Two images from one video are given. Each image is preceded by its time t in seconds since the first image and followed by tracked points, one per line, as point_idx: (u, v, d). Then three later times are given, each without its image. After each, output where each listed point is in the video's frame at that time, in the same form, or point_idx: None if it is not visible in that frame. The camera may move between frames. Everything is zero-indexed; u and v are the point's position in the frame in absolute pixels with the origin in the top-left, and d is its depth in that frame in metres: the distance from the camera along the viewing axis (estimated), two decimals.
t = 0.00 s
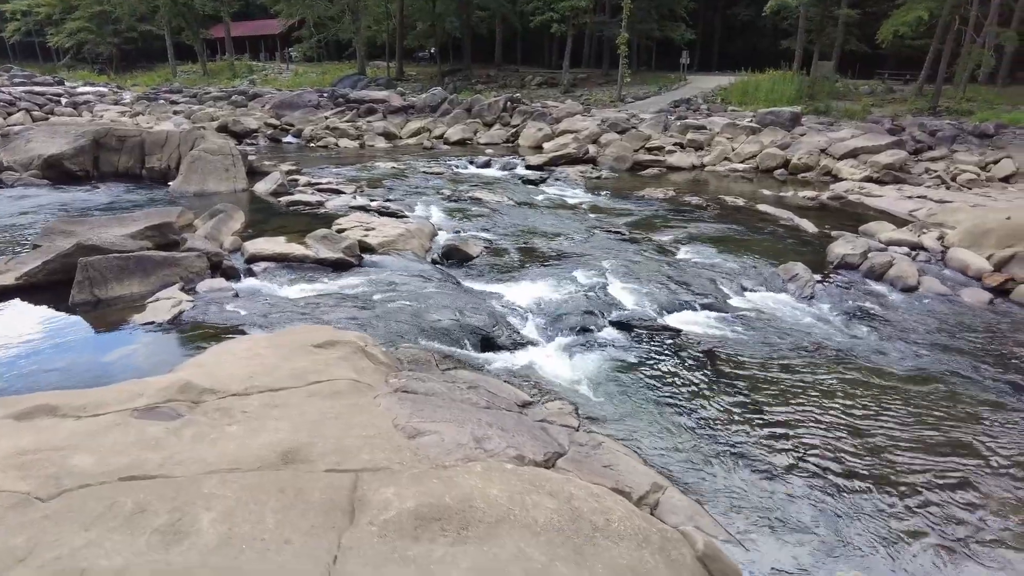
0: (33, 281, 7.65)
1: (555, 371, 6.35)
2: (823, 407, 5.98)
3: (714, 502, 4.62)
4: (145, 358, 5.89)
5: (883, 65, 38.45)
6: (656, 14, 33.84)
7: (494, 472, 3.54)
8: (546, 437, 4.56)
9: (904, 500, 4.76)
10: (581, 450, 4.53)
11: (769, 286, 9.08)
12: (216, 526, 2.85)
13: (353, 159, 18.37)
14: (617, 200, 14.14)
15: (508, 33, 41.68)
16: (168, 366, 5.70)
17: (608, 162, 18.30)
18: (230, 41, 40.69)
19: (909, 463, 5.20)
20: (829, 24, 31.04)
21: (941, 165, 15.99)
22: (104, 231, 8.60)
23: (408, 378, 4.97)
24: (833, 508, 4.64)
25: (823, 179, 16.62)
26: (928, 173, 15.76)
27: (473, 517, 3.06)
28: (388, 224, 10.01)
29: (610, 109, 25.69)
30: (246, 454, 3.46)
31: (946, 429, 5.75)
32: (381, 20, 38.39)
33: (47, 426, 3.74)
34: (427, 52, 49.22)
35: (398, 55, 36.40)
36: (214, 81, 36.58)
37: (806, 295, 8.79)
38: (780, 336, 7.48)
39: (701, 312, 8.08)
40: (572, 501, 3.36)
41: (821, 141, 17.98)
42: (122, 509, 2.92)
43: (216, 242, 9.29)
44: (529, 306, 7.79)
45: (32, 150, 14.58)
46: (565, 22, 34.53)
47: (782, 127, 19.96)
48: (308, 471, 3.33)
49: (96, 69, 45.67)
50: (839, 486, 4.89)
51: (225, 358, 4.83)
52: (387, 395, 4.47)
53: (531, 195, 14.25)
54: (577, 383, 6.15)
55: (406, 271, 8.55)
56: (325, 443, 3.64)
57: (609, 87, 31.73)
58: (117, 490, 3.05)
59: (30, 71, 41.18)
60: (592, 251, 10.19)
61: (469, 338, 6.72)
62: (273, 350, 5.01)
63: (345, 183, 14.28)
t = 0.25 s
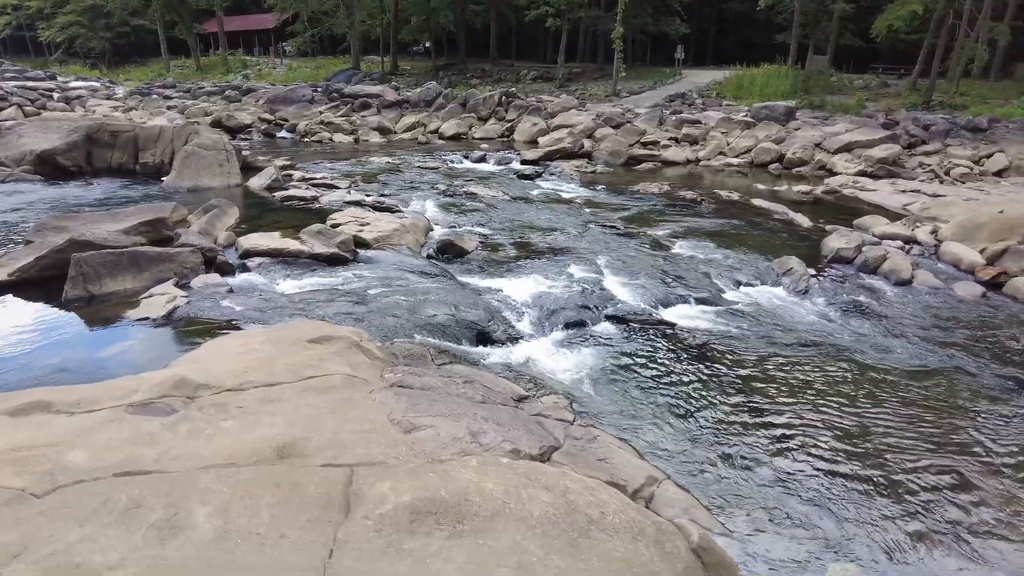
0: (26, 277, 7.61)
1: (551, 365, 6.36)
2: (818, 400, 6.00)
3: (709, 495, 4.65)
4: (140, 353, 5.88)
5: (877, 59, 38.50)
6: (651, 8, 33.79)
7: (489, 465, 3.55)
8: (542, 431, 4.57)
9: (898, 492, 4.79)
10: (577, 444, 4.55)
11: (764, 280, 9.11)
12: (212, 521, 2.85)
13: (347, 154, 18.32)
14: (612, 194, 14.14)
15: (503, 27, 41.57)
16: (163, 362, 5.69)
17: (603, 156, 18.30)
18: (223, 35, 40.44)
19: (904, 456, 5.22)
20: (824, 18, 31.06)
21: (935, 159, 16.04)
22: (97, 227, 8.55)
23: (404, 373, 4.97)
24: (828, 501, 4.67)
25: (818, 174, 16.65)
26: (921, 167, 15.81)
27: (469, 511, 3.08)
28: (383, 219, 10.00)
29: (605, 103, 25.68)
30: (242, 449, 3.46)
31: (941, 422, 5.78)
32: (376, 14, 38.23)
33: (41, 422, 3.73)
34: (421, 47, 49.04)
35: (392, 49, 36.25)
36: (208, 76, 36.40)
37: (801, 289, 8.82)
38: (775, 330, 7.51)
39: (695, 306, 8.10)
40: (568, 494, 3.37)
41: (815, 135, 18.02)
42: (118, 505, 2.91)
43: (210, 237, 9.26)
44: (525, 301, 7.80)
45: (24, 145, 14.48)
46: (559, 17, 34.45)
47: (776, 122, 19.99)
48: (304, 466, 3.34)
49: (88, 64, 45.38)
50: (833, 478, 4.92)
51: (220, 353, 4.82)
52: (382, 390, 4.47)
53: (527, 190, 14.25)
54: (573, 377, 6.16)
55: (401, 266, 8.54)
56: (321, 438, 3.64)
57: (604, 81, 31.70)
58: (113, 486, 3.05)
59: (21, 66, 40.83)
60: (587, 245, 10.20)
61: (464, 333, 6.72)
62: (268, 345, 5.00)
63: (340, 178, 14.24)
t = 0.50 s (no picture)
0: (17, 273, 7.56)
1: (545, 358, 6.38)
2: (812, 393, 6.03)
3: (703, 487, 4.67)
4: (133, 349, 5.86)
5: (872, 53, 38.52)
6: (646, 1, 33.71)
7: (484, 459, 3.55)
8: (536, 424, 4.58)
9: (892, 485, 4.82)
10: (572, 437, 4.55)
11: (758, 274, 9.13)
12: (206, 515, 2.85)
13: (342, 149, 18.24)
14: (606, 188, 14.14)
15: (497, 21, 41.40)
16: (156, 357, 5.68)
17: (598, 150, 18.29)
18: (216, 29, 40.14)
19: (896, 448, 5.26)
20: (818, 11, 31.06)
21: (928, 152, 16.10)
22: (89, 222, 8.50)
23: (399, 367, 4.97)
24: (822, 493, 4.69)
25: (812, 167, 16.69)
26: (915, 161, 15.86)
27: (464, 504, 3.08)
28: (377, 214, 9.97)
29: (600, 97, 25.62)
30: (236, 444, 3.46)
31: (934, 414, 5.82)
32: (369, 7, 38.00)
33: (34, 418, 3.71)
34: (415, 40, 48.79)
35: (386, 43, 36.05)
36: (201, 70, 36.17)
37: (795, 282, 8.85)
38: (768, 323, 7.54)
39: (690, 300, 8.12)
40: (563, 487, 3.37)
41: (809, 129, 18.04)
42: (111, 500, 2.91)
43: (203, 232, 9.21)
44: (519, 295, 7.80)
45: (14, 140, 14.36)
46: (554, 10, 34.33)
47: (771, 115, 20.01)
48: (298, 460, 3.33)
49: (79, 58, 45.00)
50: (826, 470, 4.95)
51: (213, 348, 4.80)
52: (377, 384, 4.47)
53: (521, 184, 14.24)
54: (568, 370, 6.18)
55: (396, 261, 8.52)
56: (315, 432, 3.64)
57: (599, 75, 31.63)
58: (106, 482, 3.04)
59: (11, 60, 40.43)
60: (581, 240, 10.19)
61: (459, 327, 6.72)
62: (263, 340, 4.98)
63: (334, 172, 14.20)
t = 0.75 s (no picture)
0: (9, 269, 7.51)
1: (540, 352, 6.39)
2: (806, 385, 6.06)
3: (697, 480, 4.69)
4: (128, 344, 5.84)
5: (865, 45, 38.54)
6: None
7: (479, 452, 3.55)
8: (532, 418, 4.59)
9: (884, 477, 4.85)
10: (567, 430, 4.56)
11: (752, 266, 9.16)
12: (201, 511, 2.85)
13: (335, 143, 18.17)
14: (600, 182, 14.14)
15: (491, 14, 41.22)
16: (151, 352, 5.67)
17: (593, 143, 18.27)
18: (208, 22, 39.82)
19: (888, 439, 5.30)
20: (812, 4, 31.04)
21: (921, 145, 16.15)
22: (81, 217, 8.45)
23: (394, 362, 4.97)
24: (816, 485, 4.71)
25: (806, 160, 16.72)
26: (908, 154, 15.91)
27: (460, 497, 3.09)
28: (371, 208, 9.94)
29: (594, 90, 25.58)
30: (231, 439, 3.46)
31: (926, 405, 5.86)
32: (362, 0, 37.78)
33: (27, 415, 3.70)
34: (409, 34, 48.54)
35: (379, 36, 35.85)
36: (193, 64, 35.90)
37: (788, 275, 8.88)
38: (762, 316, 7.57)
39: (685, 293, 8.14)
40: (557, 480, 3.38)
41: (803, 122, 18.07)
42: (106, 496, 2.90)
43: (196, 228, 9.17)
44: (514, 289, 7.80)
45: (4, 135, 14.24)
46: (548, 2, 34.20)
47: (765, 108, 20.04)
48: (293, 455, 3.33)
49: (69, 52, 44.61)
50: (819, 462, 4.98)
51: (207, 343, 4.79)
52: (372, 378, 4.47)
53: (516, 178, 14.21)
54: (563, 364, 6.19)
55: (390, 255, 8.50)
56: (310, 427, 3.64)
57: (593, 68, 31.56)
58: (100, 478, 3.03)
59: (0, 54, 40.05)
60: (576, 233, 10.19)
61: (454, 321, 6.72)
62: (257, 335, 4.97)
63: (327, 166, 14.14)
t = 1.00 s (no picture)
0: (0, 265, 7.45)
1: (535, 346, 6.40)
2: (800, 378, 6.08)
3: (691, 472, 4.71)
4: (122, 339, 5.82)
5: (859, 39, 38.56)
6: None
7: (474, 445, 3.55)
8: (526, 412, 4.60)
9: (876, 468, 4.88)
10: (561, 424, 4.57)
11: (746, 260, 9.18)
12: (195, 506, 2.85)
13: (329, 137, 18.08)
14: (595, 176, 14.12)
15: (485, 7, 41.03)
16: (145, 348, 5.65)
17: (587, 137, 18.24)
18: (199, 15, 39.51)
19: (880, 431, 5.33)
20: None
21: (915, 139, 16.19)
22: (73, 213, 8.39)
23: (388, 356, 4.96)
24: (809, 478, 4.74)
25: (800, 153, 16.74)
26: (902, 147, 15.95)
27: (454, 491, 3.09)
28: (364, 202, 9.91)
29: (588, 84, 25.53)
30: (224, 434, 3.45)
31: (918, 397, 5.89)
32: None
33: (19, 411, 3.67)
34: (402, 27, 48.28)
35: (372, 29, 35.66)
36: (185, 58, 35.65)
37: (782, 268, 8.91)
38: (756, 309, 7.59)
39: (679, 287, 8.16)
40: (552, 473, 3.39)
41: (797, 116, 18.09)
42: (99, 492, 2.89)
43: (189, 223, 9.13)
44: (509, 283, 7.79)
45: None
46: None
47: (759, 102, 20.04)
48: (287, 450, 3.33)
49: (59, 45, 44.17)
50: (812, 454, 5.01)
51: (200, 338, 4.76)
52: (366, 373, 4.46)
53: (510, 171, 14.19)
54: (557, 358, 6.19)
55: (384, 250, 8.48)
56: (304, 422, 3.63)
57: (587, 62, 31.49)
58: (93, 473, 3.02)
59: None
60: (570, 227, 10.18)
61: (448, 316, 6.72)
62: (250, 330, 4.95)
63: (321, 161, 14.08)
